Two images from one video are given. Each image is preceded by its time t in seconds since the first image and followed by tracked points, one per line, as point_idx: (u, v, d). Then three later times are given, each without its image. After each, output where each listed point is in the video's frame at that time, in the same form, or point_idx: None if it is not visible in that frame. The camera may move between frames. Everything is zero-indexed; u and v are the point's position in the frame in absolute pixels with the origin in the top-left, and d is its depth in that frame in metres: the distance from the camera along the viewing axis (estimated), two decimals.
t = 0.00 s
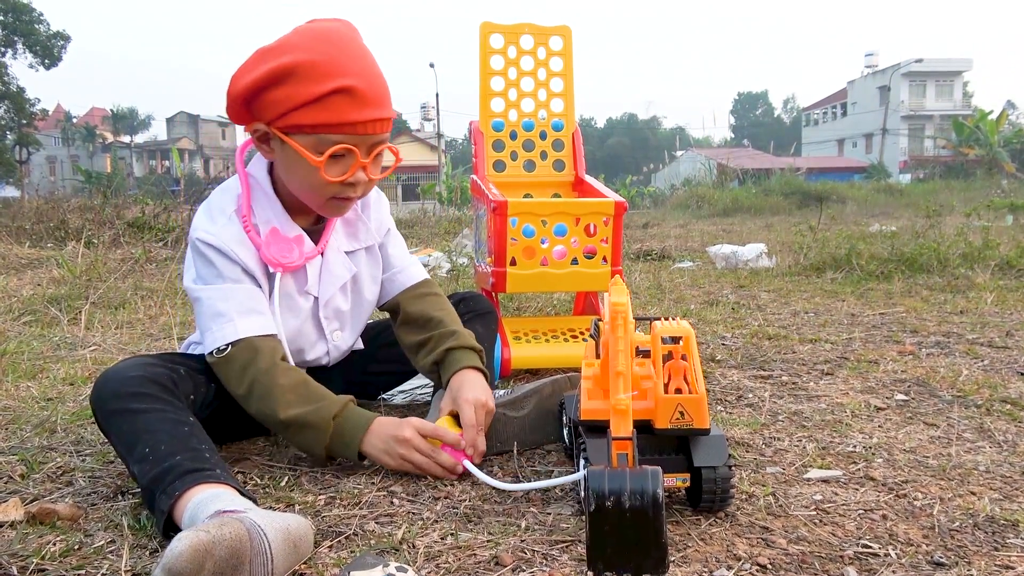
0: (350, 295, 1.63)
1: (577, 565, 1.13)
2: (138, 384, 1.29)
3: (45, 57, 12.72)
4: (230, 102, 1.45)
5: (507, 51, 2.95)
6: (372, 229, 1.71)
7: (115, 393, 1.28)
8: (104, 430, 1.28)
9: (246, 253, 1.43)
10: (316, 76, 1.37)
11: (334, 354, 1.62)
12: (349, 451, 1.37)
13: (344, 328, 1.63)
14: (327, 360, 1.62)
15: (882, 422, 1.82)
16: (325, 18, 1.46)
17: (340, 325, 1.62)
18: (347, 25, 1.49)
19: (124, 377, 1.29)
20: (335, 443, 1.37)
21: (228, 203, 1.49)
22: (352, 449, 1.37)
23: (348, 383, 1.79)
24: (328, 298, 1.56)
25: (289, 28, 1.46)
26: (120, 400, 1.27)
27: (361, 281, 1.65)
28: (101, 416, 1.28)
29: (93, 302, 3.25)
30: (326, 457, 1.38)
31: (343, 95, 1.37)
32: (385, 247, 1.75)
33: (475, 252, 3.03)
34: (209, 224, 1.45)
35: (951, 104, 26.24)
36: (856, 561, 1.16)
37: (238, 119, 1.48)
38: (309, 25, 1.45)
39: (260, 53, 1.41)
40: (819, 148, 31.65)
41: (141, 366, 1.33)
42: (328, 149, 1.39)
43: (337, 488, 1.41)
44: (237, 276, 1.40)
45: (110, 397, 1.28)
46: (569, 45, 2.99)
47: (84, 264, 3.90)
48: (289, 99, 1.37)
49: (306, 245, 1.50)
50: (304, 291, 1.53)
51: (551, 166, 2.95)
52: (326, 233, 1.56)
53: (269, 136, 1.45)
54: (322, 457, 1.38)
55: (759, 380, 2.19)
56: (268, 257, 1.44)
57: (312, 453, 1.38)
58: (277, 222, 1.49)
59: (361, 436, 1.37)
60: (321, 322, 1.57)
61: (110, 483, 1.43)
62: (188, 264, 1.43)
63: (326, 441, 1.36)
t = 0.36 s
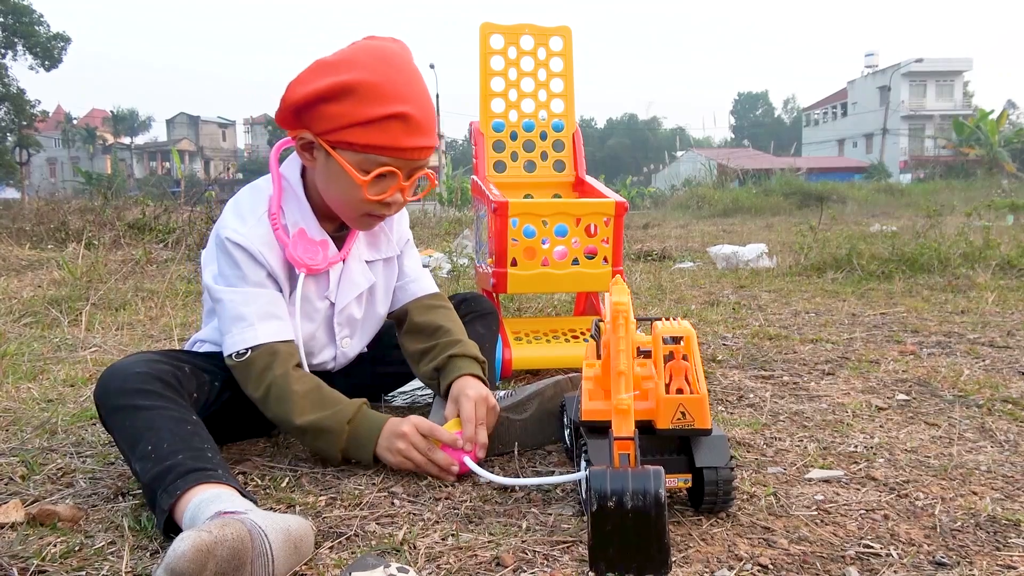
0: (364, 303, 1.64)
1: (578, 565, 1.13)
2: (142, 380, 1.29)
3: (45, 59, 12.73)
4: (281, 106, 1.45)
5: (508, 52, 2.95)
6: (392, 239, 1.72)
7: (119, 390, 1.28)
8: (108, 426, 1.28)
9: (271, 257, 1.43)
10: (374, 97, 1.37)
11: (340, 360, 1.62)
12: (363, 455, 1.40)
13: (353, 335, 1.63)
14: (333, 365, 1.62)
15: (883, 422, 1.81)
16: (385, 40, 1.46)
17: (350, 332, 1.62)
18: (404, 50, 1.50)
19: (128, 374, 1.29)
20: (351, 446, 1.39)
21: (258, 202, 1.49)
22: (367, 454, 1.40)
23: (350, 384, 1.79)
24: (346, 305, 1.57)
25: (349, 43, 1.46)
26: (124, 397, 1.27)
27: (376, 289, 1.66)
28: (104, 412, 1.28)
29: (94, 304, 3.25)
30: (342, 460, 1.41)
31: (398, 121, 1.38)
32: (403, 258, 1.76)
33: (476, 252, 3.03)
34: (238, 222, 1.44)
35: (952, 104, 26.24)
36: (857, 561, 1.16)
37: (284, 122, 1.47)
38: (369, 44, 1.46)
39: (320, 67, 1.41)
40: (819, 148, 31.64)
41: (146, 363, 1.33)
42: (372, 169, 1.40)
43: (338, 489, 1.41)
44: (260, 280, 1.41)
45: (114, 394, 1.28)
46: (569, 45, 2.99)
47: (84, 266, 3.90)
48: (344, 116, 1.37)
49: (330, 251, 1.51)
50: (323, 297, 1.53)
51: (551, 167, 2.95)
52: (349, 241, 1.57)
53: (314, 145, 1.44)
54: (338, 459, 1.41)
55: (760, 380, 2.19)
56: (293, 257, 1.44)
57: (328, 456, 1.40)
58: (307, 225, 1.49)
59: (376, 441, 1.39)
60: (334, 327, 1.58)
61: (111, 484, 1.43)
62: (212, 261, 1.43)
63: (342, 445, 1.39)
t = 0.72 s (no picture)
0: (370, 311, 1.65)
1: (578, 566, 1.13)
2: (143, 379, 1.29)
3: (45, 60, 12.73)
4: (318, 115, 1.44)
5: (508, 53, 2.95)
6: (403, 250, 1.75)
7: (119, 388, 1.28)
8: (108, 424, 1.28)
9: (277, 258, 1.44)
10: (415, 121, 1.38)
11: (342, 365, 1.62)
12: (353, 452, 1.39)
13: (357, 343, 1.64)
14: (333, 369, 1.62)
15: (883, 422, 1.81)
16: (429, 63, 1.47)
17: (354, 339, 1.62)
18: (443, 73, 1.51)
19: (128, 372, 1.29)
20: (339, 445, 1.38)
21: (270, 202, 1.49)
22: (355, 452, 1.39)
23: (350, 383, 1.79)
24: (351, 311, 1.58)
25: (392, 61, 1.45)
26: (124, 395, 1.27)
27: (382, 297, 1.68)
28: (104, 410, 1.28)
29: (94, 305, 3.25)
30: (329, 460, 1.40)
31: (437, 147, 1.39)
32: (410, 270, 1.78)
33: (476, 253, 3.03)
34: (250, 220, 1.45)
35: (952, 104, 26.23)
36: (857, 561, 1.16)
37: (318, 131, 1.46)
38: (413, 64, 1.46)
39: (363, 82, 1.40)
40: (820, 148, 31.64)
41: (146, 361, 1.33)
42: (402, 189, 1.40)
43: (338, 489, 1.41)
44: (262, 280, 1.41)
45: (114, 392, 1.28)
46: (569, 46, 2.99)
47: (85, 267, 3.90)
48: (383, 135, 1.37)
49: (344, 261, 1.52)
50: (329, 302, 1.54)
51: (551, 168, 2.95)
52: (361, 252, 1.56)
53: (345, 158, 1.44)
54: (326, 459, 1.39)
55: (760, 380, 2.19)
56: (312, 260, 1.45)
57: (315, 456, 1.39)
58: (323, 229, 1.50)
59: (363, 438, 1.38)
60: (338, 332, 1.58)
61: (112, 485, 1.43)
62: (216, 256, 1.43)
63: (330, 443, 1.38)
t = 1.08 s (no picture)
0: (377, 309, 1.65)
1: (578, 566, 1.13)
2: (144, 378, 1.29)
3: (46, 60, 12.73)
4: (338, 108, 1.45)
5: (509, 53, 2.95)
6: (414, 250, 1.75)
7: (120, 387, 1.28)
8: (109, 423, 1.28)
9: (288, 249, 1.44)
10: (431, 110, 1.39)
11: (346, 363, 1.62)
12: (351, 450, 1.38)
13: (363, 340, 1.64)
14: (338, 366, 1.61)
15: (884, 423, 1.82)
16: (446, 61, 1.49)
17: (360, 336, 1.62)
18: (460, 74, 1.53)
19: (130, 371, 1.29)
20: (340, 440, 1.38)
21: (283, 194, 1.50)
22: (355, 449, 1.38)
23: (351, 383, 1.79)
24: (359, 308, 1.59)
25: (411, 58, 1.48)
26: (125, 393, 1.27)
27: (390, 296, 1.68)
28: (105, 408, 1.28)
29: (95, 304, 3.25)
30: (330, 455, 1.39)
31: (451, 137, 1.40)
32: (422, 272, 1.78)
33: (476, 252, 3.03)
34: (262, 210, 1.45)
35: (952, 105, 26.23)
36: (857, 561, 1.16)
37: (338, 123, 1.48)
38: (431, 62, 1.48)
39: (382, 75, 1.42)
40: (820, 149, 31.63)
41: (147, 360, 1.33)
42: (417, 177, 1.40)
43: (338, 489, 1.41)
44: (272, 269, 1.41)
45: (115, 391, 1.28)
46: (570, 46, 2.99)
47: (86, 266, 3.90)
48: (400, 123, 1.38)
49: (364, 254, 1.55)
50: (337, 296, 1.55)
51: (552, 168, 2.96)
52: (376, 247, 1.57)
53: (363, 148, 1.44)
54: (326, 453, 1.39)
55: (760, 381, 2.19)
56: (335, 253, 1.47)
57: (316, 449, 1.39)
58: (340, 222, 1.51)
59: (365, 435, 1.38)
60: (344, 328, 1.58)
61: (112, 484, 1.43)
62: (228, 243, 1.43)
63: (332, 438, 1.37)
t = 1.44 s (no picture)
0: (374, 308, 1.64)
1: (577, 567, 1.13)
2: (141, 379, 1.29)
3: (46, 59, 12.73)
4: (316, 103, 1.46)
5: (509, 53, 2.95)
6: (411, 249, 1.74)
7: (118, 388, 1.28)
8: (106, 424, 1.28)
9: (273, 245, 1.44)
10: (409, 92, 1.38)
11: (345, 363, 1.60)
12: (349, 406, 1.31)
13: (361, 339, 1.63)
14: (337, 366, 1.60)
15: (883, 424, 1.81)
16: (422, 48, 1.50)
17: (357, 335, 1.61)
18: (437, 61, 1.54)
19: (127, 373, 1.29)
20: (333, 399, 1.31)
21: (273, 191, 1.51)
22: (350, 403, 1.31)
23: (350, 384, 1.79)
24: (353, 306, 1.57)
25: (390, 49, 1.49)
26: (122, 395, 1.27)
27: (387, 294, 1.66)
28: (103, 410, 1.28)
29: (95, 303, 3.25)
30: (328, 419, 1.32)
31: (431, 118, 1.39)
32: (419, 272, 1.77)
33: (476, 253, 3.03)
34: (250, 207, 1.45)
35: (953, 106, 26.23)
36: (856, 562, 1.16)
37: (318, 116, 1.48)
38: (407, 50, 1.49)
39: (358, 64, 1.43)
40: (820, 149, 31.63)
41: (144, 361, 1.33)
42: (399, 162, 1.40)
43: (338, 489, 1.41)
44: (254, 264, 1.41)
45: (112, 392, 1.28)
46: (570, 47, 2.99)
47: (86, 266, 3.90)
48: (379, 107, 1.38)
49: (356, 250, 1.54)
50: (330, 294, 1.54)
51: (552, 168, 2.96)
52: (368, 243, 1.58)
53: (344, 138, 1.44)
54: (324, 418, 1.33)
55: (760, 381, 2.19)
56: (327, 251, 1.48)
57: (313, 418, 1.32)
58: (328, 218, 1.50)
59: (358, 383, 1.31)
60: (340, 327, 1.57)
61: (111, 484, 1.43)
62: (217, 242, 1.44)
63: (325, 397, 1.31)
